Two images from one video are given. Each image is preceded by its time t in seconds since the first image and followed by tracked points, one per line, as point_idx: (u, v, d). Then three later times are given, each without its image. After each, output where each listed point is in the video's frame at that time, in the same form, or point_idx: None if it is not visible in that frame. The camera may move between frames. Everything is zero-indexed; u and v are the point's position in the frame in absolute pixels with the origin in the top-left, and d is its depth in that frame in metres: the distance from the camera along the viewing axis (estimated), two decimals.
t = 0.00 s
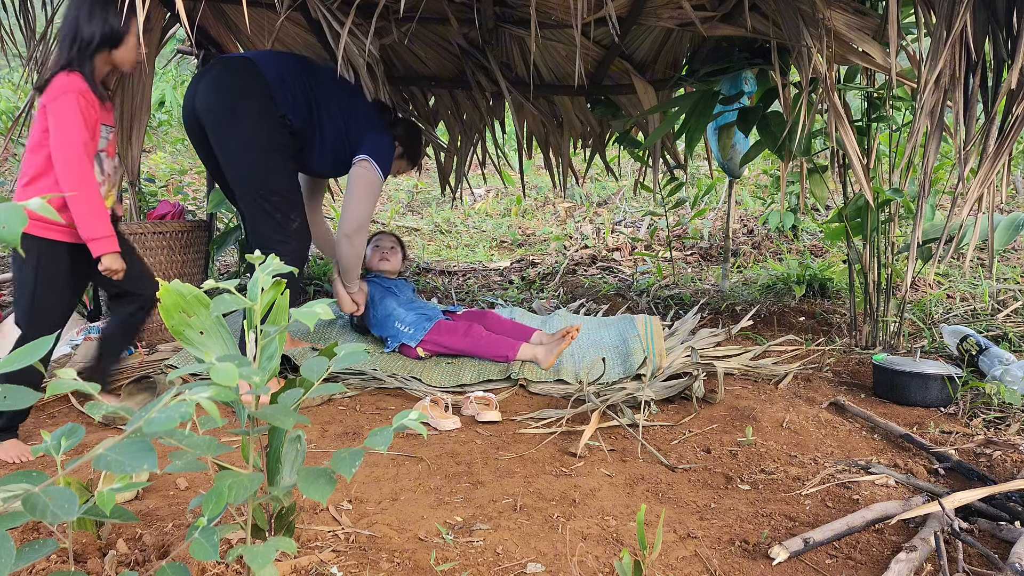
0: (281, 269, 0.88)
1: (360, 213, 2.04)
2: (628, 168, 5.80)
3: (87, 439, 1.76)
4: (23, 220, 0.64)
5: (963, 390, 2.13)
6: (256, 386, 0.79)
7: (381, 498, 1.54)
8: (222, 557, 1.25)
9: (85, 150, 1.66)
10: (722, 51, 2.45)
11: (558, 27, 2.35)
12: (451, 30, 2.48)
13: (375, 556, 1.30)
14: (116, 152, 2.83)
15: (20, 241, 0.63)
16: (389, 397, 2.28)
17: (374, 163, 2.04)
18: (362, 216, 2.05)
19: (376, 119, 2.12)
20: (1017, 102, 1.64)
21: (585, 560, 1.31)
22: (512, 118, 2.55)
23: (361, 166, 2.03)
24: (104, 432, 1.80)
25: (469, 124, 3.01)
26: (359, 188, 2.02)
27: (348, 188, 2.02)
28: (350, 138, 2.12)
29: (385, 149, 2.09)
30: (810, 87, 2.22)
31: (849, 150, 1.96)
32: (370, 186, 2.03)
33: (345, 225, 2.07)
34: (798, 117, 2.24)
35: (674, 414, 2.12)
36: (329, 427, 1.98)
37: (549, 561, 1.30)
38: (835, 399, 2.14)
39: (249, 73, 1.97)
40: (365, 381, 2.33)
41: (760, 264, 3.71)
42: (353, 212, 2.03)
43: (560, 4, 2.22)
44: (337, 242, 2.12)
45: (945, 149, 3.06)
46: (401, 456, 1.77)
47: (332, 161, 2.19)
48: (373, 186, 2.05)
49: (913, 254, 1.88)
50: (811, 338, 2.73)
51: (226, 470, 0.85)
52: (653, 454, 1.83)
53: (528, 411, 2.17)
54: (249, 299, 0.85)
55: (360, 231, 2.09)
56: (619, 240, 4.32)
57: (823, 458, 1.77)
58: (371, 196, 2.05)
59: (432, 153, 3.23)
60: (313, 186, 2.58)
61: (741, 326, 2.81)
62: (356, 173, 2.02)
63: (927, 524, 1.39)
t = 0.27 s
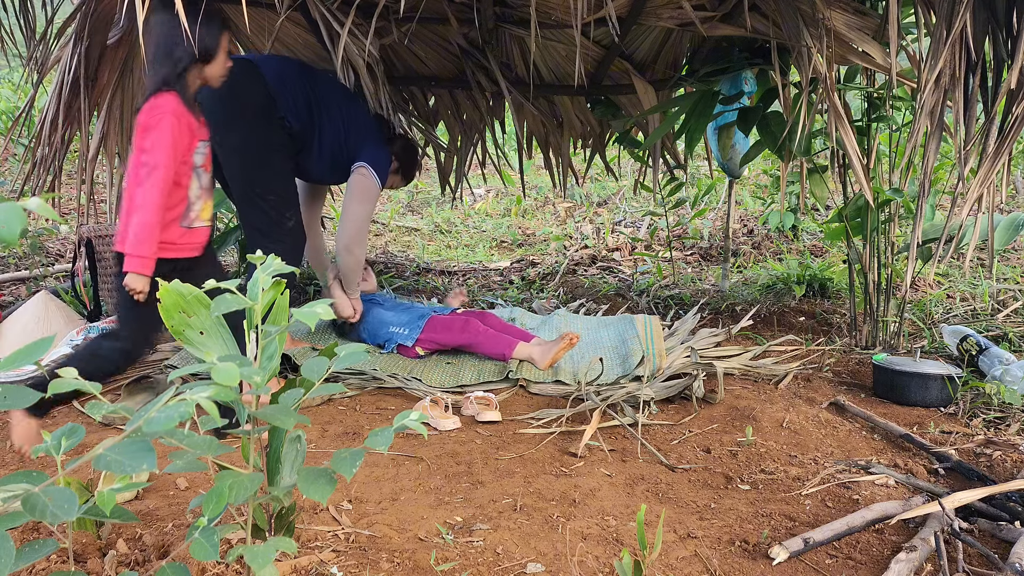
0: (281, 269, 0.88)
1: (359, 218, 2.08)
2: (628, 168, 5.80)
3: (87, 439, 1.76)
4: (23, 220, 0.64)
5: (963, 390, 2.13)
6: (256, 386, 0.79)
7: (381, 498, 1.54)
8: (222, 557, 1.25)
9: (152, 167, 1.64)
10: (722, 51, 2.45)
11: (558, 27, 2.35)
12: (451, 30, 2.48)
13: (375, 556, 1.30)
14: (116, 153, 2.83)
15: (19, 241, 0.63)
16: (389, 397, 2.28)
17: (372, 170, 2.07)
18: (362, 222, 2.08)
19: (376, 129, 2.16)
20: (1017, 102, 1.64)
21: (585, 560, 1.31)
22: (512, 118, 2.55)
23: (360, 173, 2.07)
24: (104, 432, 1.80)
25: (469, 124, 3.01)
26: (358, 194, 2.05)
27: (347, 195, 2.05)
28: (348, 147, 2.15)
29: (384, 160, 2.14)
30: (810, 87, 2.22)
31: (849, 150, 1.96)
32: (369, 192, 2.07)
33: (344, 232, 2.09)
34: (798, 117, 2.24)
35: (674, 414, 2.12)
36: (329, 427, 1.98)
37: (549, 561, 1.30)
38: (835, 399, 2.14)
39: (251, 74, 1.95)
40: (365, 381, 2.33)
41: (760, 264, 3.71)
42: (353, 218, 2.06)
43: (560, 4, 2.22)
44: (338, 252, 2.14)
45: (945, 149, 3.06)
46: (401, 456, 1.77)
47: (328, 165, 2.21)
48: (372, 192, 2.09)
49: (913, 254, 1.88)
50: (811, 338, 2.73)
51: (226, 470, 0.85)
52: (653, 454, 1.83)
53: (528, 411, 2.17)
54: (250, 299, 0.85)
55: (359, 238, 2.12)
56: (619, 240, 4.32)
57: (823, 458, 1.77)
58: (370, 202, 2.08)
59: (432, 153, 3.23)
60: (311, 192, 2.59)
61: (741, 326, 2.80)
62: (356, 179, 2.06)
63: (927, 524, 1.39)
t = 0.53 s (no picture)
0: (281, 269, 0.88)
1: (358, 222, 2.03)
2: (628, 168, 5.79)
3: (87, 439, 1.76)
4: (22, 220, 0.64)
5: (963, 390, 2.12)
6: (256, 386, 0.79)
7: (381, 498, 1.54)
8: (222, 557, 1.25)
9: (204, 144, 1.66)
10: (722, 51, 2.45)
11: (558, 27, 2.35)
12: (451, 30, 2.48)
13: (375, 556, 1.30)
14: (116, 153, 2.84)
15: (18, 241, 0.63)
16: (389, 397, 2.28)
17: (372, 175, 2.02)
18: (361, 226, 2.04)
19: (376, 134, 2.12)
20: (1017, 102, 1.64)
21: (585, 560, 1.31)
22: (512, 118, 2.55)
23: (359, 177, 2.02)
24: (104, 432, 1.80)
25: (469, 124, 3.01)
26: (358, 196, 2.00)
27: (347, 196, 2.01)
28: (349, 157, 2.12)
29: (383, 164, 2.09)
30: (810, 87, 2.22)
31: (849, 150, 1.96)
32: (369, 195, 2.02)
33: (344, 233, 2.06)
34: (798, 117, 2.24)
35: (674, 414, 2.12)
36: (329, 427, 1.98)
37: (549, 561, 1.30)
38: (835, 399, 2.14)
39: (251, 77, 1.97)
40: (365, 381, 2.33)
41: (760, 264, 3.71)
42: (353, 223, 2.02)
43: (560, 5, 2.22)
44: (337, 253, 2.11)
45: (945, 149, 3.06)
46: (401, 456, 1.77)
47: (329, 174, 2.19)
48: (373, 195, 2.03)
49: (913, 254, 1.87)
50: (811, 338, 2.73)
51: (226, 470, 0.85)
52: (653, 454, 1.83)
53: (528, 411, 2.17)
54: (250, 299, 0.85)
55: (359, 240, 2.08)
56: (619, 240, 4.31)
57: (823, 458, 1.77)
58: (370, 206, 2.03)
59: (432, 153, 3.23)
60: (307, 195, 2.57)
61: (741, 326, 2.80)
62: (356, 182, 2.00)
63: (927, 524, 1.39)
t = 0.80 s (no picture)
0: (281, 269, 0.88)
1: (347, 212, 2.02)
2: (628, 168, 5.79)
3: (87, 439, 1.76)
4: (22, 220, 0.64)
5: (963, 390, 2.12)
6: (256, 386, 0.79)
7: (381, 498, 1.54)
8: (222, 557, 1.25)
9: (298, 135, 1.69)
10: (722, 50, 2.45)
11: (558, 27, 2.35)
12: (451, 30, 2.48)
13: (375, 556, 1.30)
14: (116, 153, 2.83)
15: (18, 241, 0.63)
16: (389, 397, 2.28)
17: (365, 167, 2.01)
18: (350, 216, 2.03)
19: (369, 131, 2.09)
20: (1017, 102, 1.64)
21: (585, 560, 1.31)
22: (512, 118, 2.55)
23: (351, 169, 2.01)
24: (104, 432, 1.80)
25: (469, 124, 3.01)
26: (348, 187, 2.00)
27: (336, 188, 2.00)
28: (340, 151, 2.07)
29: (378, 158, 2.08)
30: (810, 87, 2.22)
31: (849, 150, 1.96)
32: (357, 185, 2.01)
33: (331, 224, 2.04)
34: (798, 117, 2.24)
35: (674, 414, 2.12)
36: (329, 427, 1.98)
37: (549, 561, 1.30)
38: (835, 399, 2.14)
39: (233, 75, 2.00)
40: (365, 381, 2.33)
41: (760, 264, 3.71)
42: (341, 213, 2.01)
43: (560, 5, 2.22)
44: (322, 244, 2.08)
45: (945, 149, 3.06)
46: (401, 456, 1.77)
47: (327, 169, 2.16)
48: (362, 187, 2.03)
49: (913, 254, 1.87)
50: (811, 338, 2.73)
51: (226, 470, 0.85)
52: (653, 454, 1.83)
53: (528, 411, 2.17)
54: (250, 299, 0.85)
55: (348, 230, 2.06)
56: (619, 240, 4.31)
57: (823, 458, 1.77)
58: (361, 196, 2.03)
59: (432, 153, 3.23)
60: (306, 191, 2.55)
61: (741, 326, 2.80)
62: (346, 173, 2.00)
63: (927, 524, 1.39)
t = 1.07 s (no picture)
0: (281, 269, 0.88)
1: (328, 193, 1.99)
2: (629, 168, 5.79)
3: (87, 439, 1.76)
4: (22, 220, 0.64)
5: (963, 390, 2.13)
6: (256, 386, 0.79)
7: (381, 498, 1.54)
8: (222, 557, 1.25)
9: (342, 131, 1.83)
10: (722, 50, 2.45)
11: (558, 27, 2.35)
12: (451, 30, 2.48)
13: (375, 556, 1.30)
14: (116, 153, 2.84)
15: (19, 242, 0.63)
16: (389, 397, 2.28)
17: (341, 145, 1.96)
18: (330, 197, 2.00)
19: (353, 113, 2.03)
20: (1017, 102, 1.64)
21: (585, 560, 1.31)
22: (512, 118, 2.55)
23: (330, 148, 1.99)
24: (104, 432, 1.80)
25: (469, 124, 3.01)
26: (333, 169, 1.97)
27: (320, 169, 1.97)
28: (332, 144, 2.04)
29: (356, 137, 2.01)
30: (810, 87, 2.22)
31: (849, 150, 1.96)
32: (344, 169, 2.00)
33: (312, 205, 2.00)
34: (797, 117, 2.24)
35: (674, 414, 2.12)
36: (330, 427, 1.99)
37: (549, 561, 1.30)
38: (835, 399, 2.14)
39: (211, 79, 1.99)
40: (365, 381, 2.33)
41: (760, 264, 3.71)
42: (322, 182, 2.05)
43: (560, 5, 2.22)
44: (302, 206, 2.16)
45: (945, 149, 3.07)
46: (401, 456, 1.77)
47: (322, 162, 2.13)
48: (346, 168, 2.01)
49: (913, 254, 1.87)
50: (810, 338, 2.73)
51: (226, 470, 0.85)
52: (653, 454, 1.83)
53: (528, 411, 2.17)
54: (250, 299, 0.85)
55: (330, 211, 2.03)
56: (619, 240, 4.31)
57: (823, 458, 1.77)
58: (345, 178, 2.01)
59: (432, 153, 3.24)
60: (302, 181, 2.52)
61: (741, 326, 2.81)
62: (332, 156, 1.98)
63: (927, 524, 1.39)
